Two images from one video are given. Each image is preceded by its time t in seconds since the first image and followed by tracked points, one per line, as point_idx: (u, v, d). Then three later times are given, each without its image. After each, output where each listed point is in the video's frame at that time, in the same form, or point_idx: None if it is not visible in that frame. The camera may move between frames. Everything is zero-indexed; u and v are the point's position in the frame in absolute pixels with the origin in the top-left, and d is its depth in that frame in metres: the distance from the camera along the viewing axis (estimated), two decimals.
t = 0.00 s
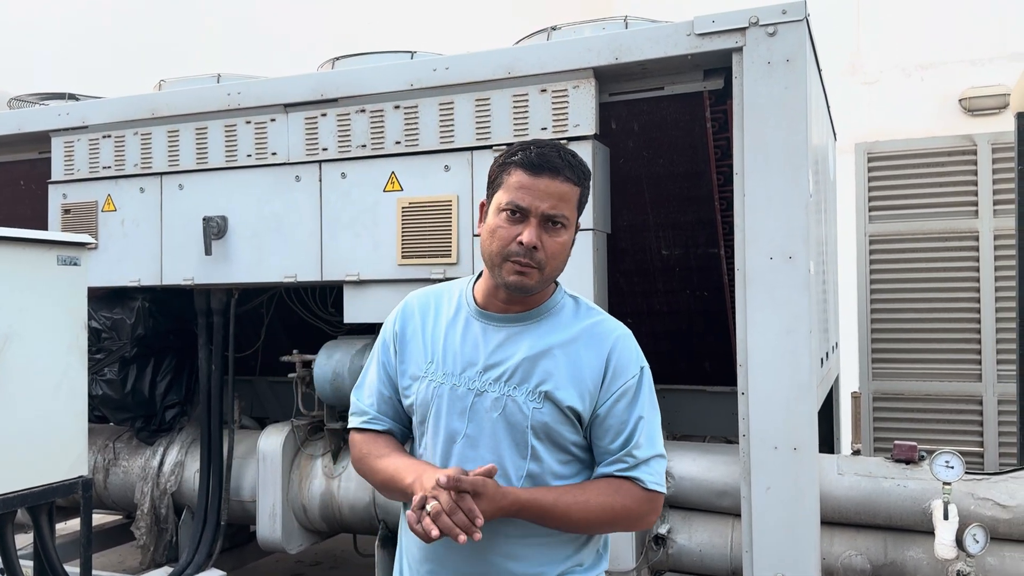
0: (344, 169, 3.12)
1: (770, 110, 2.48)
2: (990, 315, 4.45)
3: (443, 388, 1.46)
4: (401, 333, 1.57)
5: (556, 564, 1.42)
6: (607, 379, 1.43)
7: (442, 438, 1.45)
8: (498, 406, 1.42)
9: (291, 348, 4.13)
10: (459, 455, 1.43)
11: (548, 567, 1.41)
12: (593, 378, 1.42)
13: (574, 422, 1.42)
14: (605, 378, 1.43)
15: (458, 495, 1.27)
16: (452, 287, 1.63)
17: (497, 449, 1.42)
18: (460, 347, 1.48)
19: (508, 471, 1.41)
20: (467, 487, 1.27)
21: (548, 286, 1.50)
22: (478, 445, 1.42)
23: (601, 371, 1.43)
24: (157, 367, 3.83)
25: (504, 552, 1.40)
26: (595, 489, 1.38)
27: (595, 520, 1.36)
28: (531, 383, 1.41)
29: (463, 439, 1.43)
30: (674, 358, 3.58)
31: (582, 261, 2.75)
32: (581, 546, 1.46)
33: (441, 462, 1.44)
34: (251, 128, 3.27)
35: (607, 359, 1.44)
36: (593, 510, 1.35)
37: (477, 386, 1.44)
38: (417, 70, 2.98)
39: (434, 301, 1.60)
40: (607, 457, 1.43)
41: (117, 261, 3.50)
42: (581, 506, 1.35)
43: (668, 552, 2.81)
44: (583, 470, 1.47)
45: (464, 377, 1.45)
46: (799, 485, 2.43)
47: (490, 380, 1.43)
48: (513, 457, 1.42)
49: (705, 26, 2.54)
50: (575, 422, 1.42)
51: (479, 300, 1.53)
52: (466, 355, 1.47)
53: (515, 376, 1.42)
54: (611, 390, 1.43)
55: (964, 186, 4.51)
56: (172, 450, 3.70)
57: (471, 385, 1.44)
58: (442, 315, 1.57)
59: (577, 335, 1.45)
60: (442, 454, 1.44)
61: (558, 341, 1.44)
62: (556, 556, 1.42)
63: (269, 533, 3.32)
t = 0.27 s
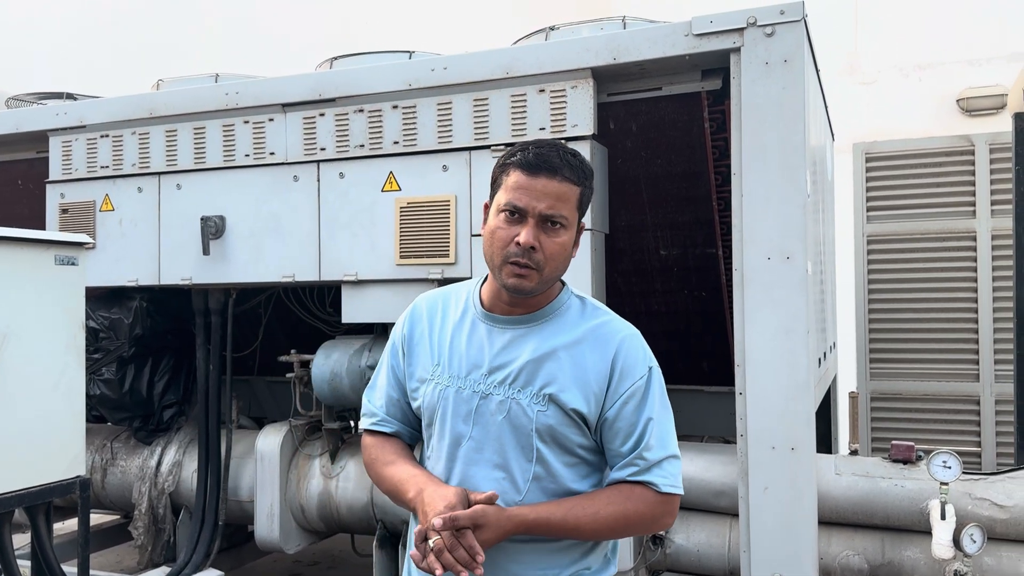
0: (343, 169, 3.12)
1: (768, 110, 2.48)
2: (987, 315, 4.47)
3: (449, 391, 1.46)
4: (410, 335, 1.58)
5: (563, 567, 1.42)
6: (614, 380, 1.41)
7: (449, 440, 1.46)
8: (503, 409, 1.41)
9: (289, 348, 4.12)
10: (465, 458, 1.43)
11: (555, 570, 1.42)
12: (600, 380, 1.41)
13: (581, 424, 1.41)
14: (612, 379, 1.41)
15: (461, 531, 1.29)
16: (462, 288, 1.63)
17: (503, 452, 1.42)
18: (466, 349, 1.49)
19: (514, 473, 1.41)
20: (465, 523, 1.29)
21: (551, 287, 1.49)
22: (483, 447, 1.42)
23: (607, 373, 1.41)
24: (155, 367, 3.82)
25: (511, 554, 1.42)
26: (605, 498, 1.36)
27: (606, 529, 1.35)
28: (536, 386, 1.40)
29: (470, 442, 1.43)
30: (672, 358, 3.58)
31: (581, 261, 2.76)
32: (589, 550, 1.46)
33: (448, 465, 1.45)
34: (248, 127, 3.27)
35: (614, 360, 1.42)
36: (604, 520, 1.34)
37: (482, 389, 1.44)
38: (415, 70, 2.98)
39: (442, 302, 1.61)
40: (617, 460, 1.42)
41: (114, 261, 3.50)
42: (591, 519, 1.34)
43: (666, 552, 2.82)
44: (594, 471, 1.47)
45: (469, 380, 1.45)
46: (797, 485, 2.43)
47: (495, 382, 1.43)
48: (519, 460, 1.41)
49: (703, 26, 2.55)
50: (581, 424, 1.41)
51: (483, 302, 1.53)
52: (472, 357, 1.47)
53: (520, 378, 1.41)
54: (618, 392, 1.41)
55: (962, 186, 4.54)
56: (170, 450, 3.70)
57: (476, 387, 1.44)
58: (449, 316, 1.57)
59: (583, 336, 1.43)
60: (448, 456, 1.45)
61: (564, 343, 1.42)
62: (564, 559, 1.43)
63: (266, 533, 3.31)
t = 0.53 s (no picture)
0: (341, 168, 3.12)
1: (767, 109, 2.49)
2: (985, 314, 4.48)
3: (458, 385, 1.46)
4: (422, 334, 1.60)
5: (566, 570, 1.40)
6: (622, 375, 1.40)
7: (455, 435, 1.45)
8: (510, 402, 1.40)
9: (287, 347, 4.12)
10: (471, 453, 1.42)
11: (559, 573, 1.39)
12: (608, 374, 1.39)
13: (588, 420, 1.39)
14: (620, 374, 1.40)
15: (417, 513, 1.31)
16: (474, 288, 1.65)
17: (509, 447, 1.40)
18: (476, 344, 1.49)
19: (518, 470, 1.39)
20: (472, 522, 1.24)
21: (565, 278, 1.49)
22: (489, 442, 1.41)
23: (615, 368, 1.40)
24: (153, 366, 3.82)
25: (513, 555, 1.39)
26: (604, 498, 1.32)
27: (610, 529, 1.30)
28: (543, 380, 1.39)
29: (477, 437, 1.42)
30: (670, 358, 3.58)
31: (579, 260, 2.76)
32: (591, 553, 1.43)
33: (455, 461, 1.44)
34: (247, 127, 3.27)
35: (622, 355, 1.41)
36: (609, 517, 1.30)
37: (490, 383, 1.43)
38: (413, 70, 2.98)
39: (454, 301, 1.62)
40: (623, 457, 1.38)
41: (112, 260, 3.50)
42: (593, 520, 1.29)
43: (664, 551, 2.82)
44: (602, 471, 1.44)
45: (477, 374, 1.45)
46: (795, 484, 2.44)
47: (503, 377, 1.43)
48: (525, 456, 1.39)
49: (701, 26, 2.55)
50: (588, 420, 1.39)
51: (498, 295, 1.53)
52: (481, 352, 1.47)
53: (528, 372, 1.41)
54: (626, 388, 1.39)
55: (960, 186, 4.53)
56: (168, 449, 3.70)
57: (484, 381, 1.44)
58: (460, 314, 1.58)
59: (592, 332, 1.43)
60: (454, 452, 1.44)
61: (572, 337, 1.42)
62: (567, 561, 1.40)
63: (264, 532, 3.31)
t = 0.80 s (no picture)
0: (340, 167, 3.12)
1: (766, 109, 2.49)
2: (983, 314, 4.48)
3: (467, 380, 1.46)
4: (434, 333, 1.61)
5: (576, 566, 1.36)
6: (635, 373, 1.40)
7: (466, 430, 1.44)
8: (520, 397, 1.40)
9: (286, 346, 4.12)
10: (481, 448, 1.42)
11: (568, 568, 1.36)
12: (621, 371, 1.39)
13: (600, 417, 1.39)
14: (633, 372, 1.40)
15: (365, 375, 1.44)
16: (485, 290, 1.66)
17: (517, 442, 1.39)
18: (487, 342, 1.49)
19: (526, 465, 1.38)
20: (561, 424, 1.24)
21: (573, 276, 1.49)
22: (499, 436, 1.41)
23: (629, 365, 1.40)
24: (152, 365, 3.81)
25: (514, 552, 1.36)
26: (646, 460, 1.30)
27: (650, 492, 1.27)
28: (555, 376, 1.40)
29: (487, 432, 1.42)
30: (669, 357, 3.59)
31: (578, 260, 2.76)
32: (596, 551, 1.39)
33: (465, 455, 1.44)
34: (246, 126, 3.26)
35: (636, 353, 1.41)
36: (653, 481, 1.27)
37: (501, 378, 1.43)
38: (413, 69, 2.97)
39: (467, 301, 1.64)
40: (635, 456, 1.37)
41: (111, 259, 3.49)
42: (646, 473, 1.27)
43: (663, 550, 2.82)
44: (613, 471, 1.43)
45: (488, 370, 1.45)
46: (794, 484, 2.44)
47: (513, 373, 1.43)
48: (533, 452, 1.38)
49: (701, 25, 2.55)
50: (600, 418, 1.39)
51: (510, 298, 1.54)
52: (492, 349, 1.47)
53: (540, 368, 1.41)
54: (640, 386, 1.38)
55: (958, 185, 4.55)
56: (167, 448, 3.69)
57: (495, 377, 1.44)
58: (472, 314, 1.59)
59: (605, 330, 1.43)
60: (464, 445, 1.44)
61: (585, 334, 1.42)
62: (576, 556, 1.37)
63: (263, 531, 3.31)
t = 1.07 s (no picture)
0: (340, 166, 3.12)
1: (765, 109, 2.49)
2: (982, 313, 4.49)
3: (472, 381, 1.46)
4: (435, 333, 1.60)
5: (585, 564, 1.38)
6: (641, 373, 1.40)
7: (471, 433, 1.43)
8: (528, 399, 1.40)
9: (286, 345, 4.12)
10: (487, 450, 1.41)
11: (578, 567, 1.37)
12: (628, 371, 1.39)
13: (606, 418, 1.38)
14: (639, 372, 1.40)
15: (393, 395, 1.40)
16: (484, 289, 1.65)
17: (525, 443, 1.38)
18: (492, 343, 1.49)
19: (535, 466, 1.38)
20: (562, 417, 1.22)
21: (572, 276, 1.49)
22: (506, 438, 1.40)
23: (635, 366, 1.40)
24: (151, 364, 3.81)
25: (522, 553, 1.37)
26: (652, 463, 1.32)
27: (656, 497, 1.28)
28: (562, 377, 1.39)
29: (494, 433, 1.41)
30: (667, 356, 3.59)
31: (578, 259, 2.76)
32: (607, 550, 1.40)
33: (471, 457, 1.43)
34: (246, 124, 3.26)
35: (642, 353, 1.41)
36: (655, 487, 1.28)
37: (507, 379, 1.43)
38: (412, 67, 2.97)
39: (467, 301, 1.63)
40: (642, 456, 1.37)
41: (110, 258, 3.49)
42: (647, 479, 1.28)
43: (662, 549, 2.82)
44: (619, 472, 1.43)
45: (494, 371, 1.45)
46: (793, 482, 2.44)
47: (520, 374, 1.42)
48: (542, 454, 1.38)
49: (701, 24, 2.55)
50: (608, 419, 1.39)
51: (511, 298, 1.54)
52: (497, 350, 1.47)
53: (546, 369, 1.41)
54: (646, 386, 1.39)
55: (957, 184, 4.56)
56: (166, 447, 3.70)
57: (501, 378, 1.44)
58: (474, 314, 1.58)
59: (610, 330, 1.43)
60: (470, 447, 1.43)
61: (592, 334, 1.42)
62: (585, 555, 1.38)
63: (263, 530, 3.31)
